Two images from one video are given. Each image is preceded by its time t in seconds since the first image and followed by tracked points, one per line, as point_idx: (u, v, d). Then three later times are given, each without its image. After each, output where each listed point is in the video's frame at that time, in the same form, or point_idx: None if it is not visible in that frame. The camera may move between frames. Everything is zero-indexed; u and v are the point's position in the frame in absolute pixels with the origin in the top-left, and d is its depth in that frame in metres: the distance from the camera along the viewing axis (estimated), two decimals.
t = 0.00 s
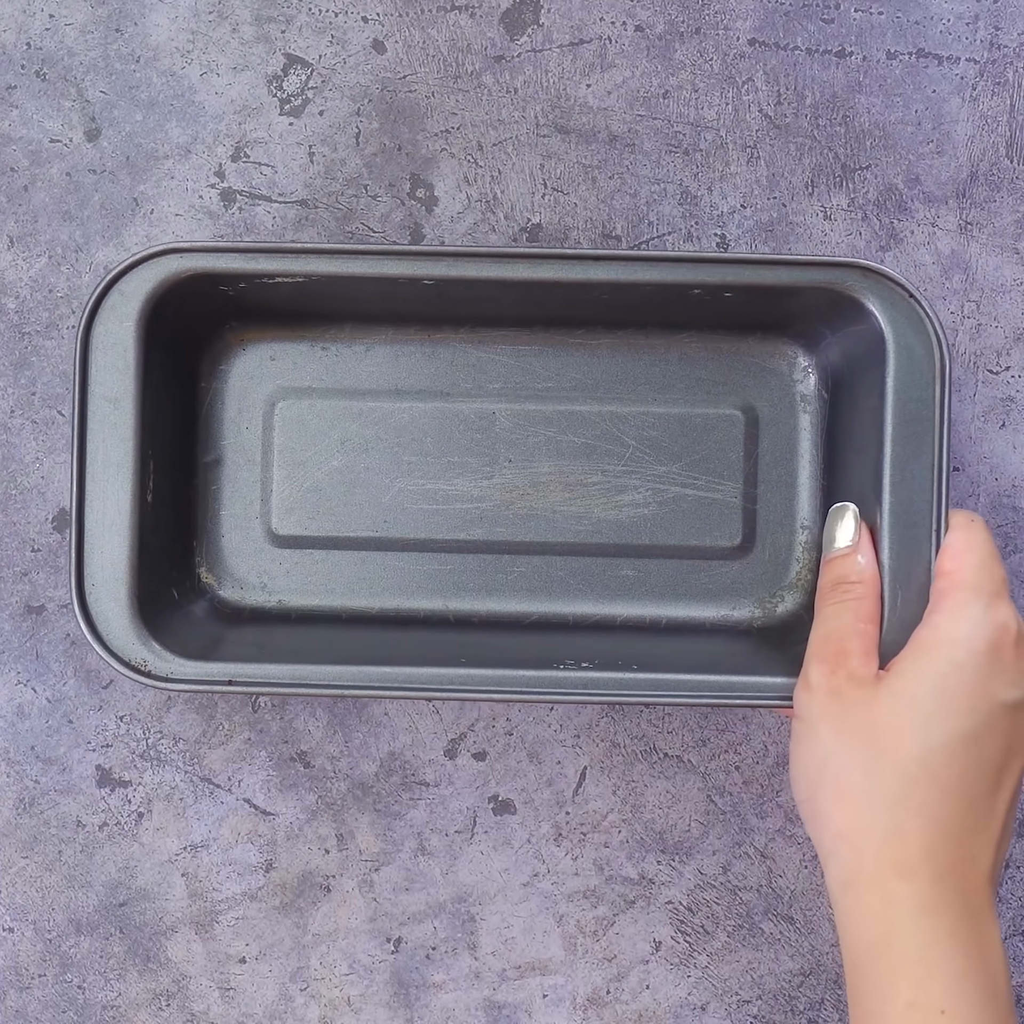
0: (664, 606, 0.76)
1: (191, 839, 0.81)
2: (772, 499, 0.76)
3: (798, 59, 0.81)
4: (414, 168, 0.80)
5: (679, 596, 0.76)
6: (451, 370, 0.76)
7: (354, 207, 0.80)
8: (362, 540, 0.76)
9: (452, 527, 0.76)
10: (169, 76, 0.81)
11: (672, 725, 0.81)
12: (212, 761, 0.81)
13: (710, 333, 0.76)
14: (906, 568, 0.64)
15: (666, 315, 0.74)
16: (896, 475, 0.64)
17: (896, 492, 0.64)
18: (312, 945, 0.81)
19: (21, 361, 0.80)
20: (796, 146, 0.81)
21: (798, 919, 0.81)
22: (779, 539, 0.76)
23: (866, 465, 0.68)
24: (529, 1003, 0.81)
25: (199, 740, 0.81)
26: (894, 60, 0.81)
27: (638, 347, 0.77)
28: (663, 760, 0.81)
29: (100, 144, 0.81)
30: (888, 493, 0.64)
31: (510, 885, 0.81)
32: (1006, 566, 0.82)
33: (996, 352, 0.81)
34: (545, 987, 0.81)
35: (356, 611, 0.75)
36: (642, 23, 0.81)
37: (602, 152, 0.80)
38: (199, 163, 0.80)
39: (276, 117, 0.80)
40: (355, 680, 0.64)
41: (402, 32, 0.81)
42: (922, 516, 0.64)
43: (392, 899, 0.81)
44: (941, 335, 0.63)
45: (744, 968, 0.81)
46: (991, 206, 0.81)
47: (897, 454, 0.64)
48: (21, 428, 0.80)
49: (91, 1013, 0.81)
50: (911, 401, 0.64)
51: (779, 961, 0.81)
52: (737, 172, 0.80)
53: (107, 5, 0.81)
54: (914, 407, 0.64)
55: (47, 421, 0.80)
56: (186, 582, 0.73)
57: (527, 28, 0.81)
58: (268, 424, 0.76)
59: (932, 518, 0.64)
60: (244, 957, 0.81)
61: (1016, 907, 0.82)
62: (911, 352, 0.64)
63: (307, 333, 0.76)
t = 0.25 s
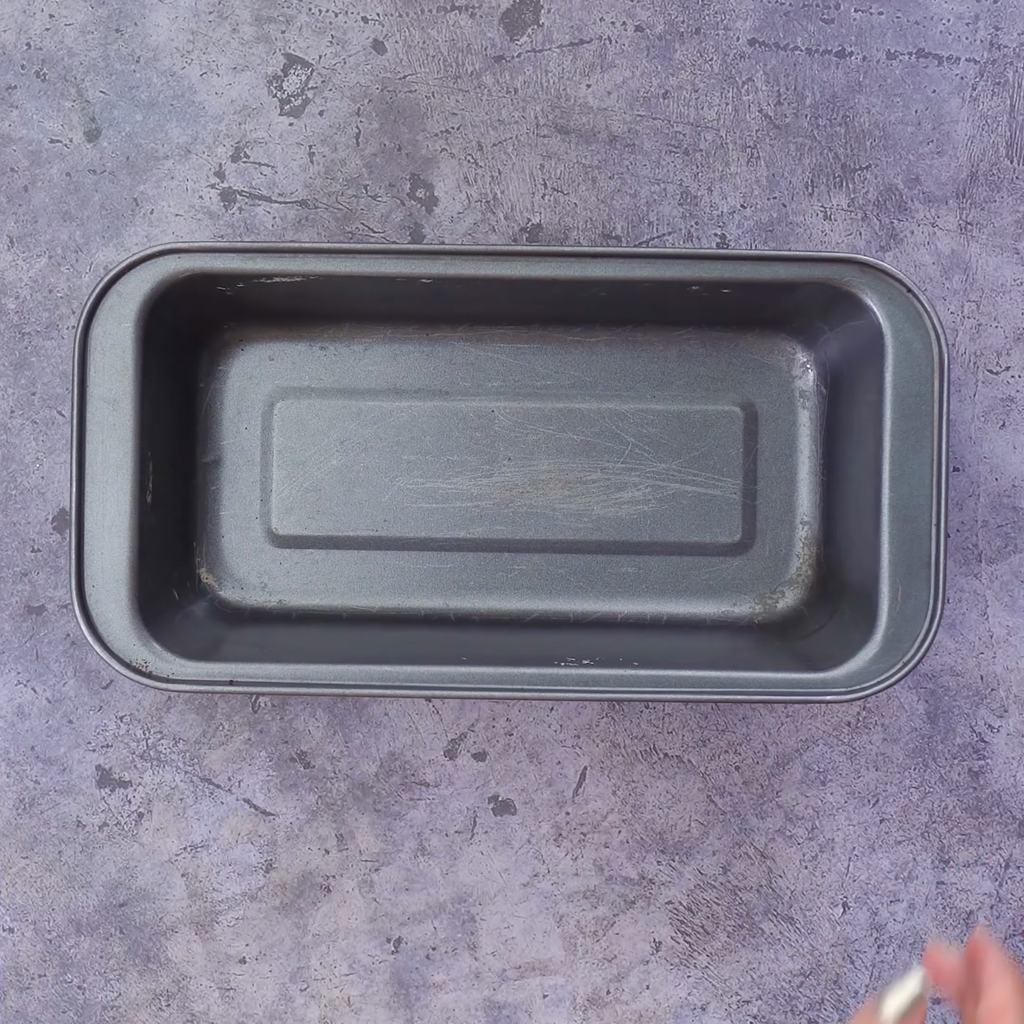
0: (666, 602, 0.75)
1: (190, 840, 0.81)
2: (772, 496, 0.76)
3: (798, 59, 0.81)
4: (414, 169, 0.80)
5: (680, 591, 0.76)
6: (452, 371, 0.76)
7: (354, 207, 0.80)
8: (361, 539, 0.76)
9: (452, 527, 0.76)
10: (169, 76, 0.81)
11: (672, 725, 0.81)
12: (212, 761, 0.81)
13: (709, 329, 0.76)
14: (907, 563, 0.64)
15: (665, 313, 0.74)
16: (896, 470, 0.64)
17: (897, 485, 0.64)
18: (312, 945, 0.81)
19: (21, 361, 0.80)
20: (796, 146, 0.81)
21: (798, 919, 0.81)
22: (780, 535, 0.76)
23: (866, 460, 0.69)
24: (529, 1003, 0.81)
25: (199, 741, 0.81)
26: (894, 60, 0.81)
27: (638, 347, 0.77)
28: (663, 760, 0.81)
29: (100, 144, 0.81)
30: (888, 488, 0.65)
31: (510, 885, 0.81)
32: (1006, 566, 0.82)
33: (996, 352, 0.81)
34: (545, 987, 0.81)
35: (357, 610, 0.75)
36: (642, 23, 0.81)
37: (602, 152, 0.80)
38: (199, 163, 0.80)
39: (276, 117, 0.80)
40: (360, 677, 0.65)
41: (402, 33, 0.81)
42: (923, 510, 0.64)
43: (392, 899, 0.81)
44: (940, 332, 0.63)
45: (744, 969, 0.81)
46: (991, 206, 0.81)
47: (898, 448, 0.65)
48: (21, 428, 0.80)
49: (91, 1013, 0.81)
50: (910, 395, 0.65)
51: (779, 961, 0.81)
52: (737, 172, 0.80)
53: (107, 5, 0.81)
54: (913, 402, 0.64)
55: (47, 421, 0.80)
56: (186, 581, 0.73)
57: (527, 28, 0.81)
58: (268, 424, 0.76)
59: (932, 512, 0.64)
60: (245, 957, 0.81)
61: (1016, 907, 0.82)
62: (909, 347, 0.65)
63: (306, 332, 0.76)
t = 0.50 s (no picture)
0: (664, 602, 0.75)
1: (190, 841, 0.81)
2: (771, 496, 0.76)
3: (798, 59, 0.81)
4: (414, 168, 0.80)
5: (679, 591, 0.76)
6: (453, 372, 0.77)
7: (354, 207, 0.80)
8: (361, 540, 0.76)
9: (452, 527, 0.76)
10: (169, 76, 0.81)
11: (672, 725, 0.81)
12: (212, 762, 0.81)
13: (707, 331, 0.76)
14: (908, 562, 0.64)
15: (664, 314, 0.74)
16: (896, 468, 0.64)
17: (897, 485, 0.64)
18: (312, 945, 0.81)
19: (21, 361, 0.80)
20: (796, 146, 0.81)
21: (798, 918, 0.81)
22: (779, 535, 0.76)
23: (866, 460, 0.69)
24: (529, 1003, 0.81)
25: (199, 741, 0.81)
26: (893, 60, 0.82)
27: (638, 348, 0.77)
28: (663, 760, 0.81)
29: (100, 144, 0.80)
30: (889, 487, 0.65)
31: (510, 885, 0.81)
32: (1006, 566, 0.82)
33: (996, 352, 0.81)
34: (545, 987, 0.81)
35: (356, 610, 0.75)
36: (642, 23, 0.81)
37: (601, 152, 0.81)
38: (199, 163, 0.80)
39: (276, 117, 0.80)
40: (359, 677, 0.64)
41: (402, 32, 0.81)
42: (923, 508, 0.64)
43: (392, 899, 0.81)
44: (940, 330, 0.63)
45: (745, 969, 0.81)
46: (991, 206, 0.81)
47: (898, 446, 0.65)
48: (21, 428, 0.80)
49: (90, 1013, 0.81)
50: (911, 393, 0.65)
51: (779, 961, 0.81)
52: (737, 172, 0.81)
53: (107, 5, 0.81)
54: (913, 401, 0.64)
55: (47, 421, 0.80)
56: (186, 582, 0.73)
57: (527, 28, 0.81)
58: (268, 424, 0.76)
59: (933, 511, 0.64)
60: (245, 957, 0.81)
61: (1016, 907, 0.82)
62: (909, 346, 0.65)
63: (306, 331, 0.76)
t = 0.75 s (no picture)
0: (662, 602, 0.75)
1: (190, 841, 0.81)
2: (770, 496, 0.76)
3: (798, 59, 0.81)
4: (414, 168, 0.80)
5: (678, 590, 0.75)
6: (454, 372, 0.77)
7: (354, 207, 0.80)
8: (360, 540, 0.76)
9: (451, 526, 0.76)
10: (169, 76, 0.81)
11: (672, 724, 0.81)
12: (212, 761, 0.81)
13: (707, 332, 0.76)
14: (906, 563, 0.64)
15: (665, 313, 0.74)
16: (896, 467, 0.64)
17: (896, 485, 0.64)
18: (312, 945, 0.81)
19: (22, 361, 0.80)
20: (796, 146, 0.81)
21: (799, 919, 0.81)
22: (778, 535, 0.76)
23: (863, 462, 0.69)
24: (529, 1003, 0.81)
25: (199, 741, 0.81)
26: (894, 60, 0.81)
27: (638, 348, 0.77)
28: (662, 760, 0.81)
29: (100, 144, 0.81)
30: (888, 487, 0.65)
31: (509, 885, 0.81)
32: (1006, 566, 0.82)
33: (997, 352, 0.81)
34: (545, 987, 0.81)
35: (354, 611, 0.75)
36: (642, 23, 0.81)
37: (601, 152, 0.80)
38: (199, 163, 0.80)
39: (276, 117, 0.80)
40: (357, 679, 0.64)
41: (402, 32, 0.81)
42: (922, 508, 0.64)
43: (392, 899, 0.81)
44: (939, 328, 0.64)
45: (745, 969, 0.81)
46: (991, 206, 0.81)
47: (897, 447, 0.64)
48: (21, 428, 0.80)
49: (90, 1013, 0.81)
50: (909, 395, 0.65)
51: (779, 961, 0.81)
52: (737, 172, 0.80)
53: (107, 5, 0.81)
54: (912, 401, 0.64)
55: (47, 421, 0.80)
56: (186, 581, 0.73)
57: (527, 28, 0.81)
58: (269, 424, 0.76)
59: (933, 512, 0.64)
60: (245, 957, 0.81)
61: (1017, 907, 0.82)
62: (908, 345, 0.65)
63: (305, 330, 0.76)
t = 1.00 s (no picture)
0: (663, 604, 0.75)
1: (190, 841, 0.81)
2: (770, 494, 0.76)
3: (798, 59, 0.81)
4: (414, 168, 0.80)
5: (677, 589, 0.75)
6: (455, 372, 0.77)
7: (354, 207, 0.80)
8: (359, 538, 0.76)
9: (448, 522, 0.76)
10: (169, 77, 0.81)
11: (672, 725, 0.81)
12: (212, 762, 0.81)
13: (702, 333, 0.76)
14: (908, 559, 0.64)
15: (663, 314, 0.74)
16: (896, 465, 0.65)
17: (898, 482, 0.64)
18: (312, 945, 0.81)
19: (22, 361, 0.80)
20: (796, 146, 0.81)
21: (798, 919, 0.81)
22: (778, 533, 0.76)
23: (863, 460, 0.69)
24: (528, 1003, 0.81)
25: (199, 741, 0.81)
26: (894, 60, 0.82)
27: (638, 348, 0.77)
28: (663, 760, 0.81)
29: (100, 144, 0.80)
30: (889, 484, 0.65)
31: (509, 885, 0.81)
32: (1006, 566, 0.82)
33: (996, 352, 0.81)
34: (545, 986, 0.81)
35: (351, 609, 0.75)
36: (642, 23, 0.81)
37: (601, 152, 0.81)
38: (199, 163, 0.80)
39: (276, 117, 0.80)
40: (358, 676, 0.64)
41: (402, 32, 0.81)
42: (922, 507, 0.64)
43: (392, 899, 0.81)
44: (939, 328, 0.64)
45: (745, 969, 0.81)
46: (991, 206, 0.81)
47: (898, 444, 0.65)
48: (21, 428, 0.80)
49: (90, 1014, 0.81)
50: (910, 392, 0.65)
51: (780, 960, 0.81)
52: (737, 172, 0.81)
53: (107, 5, 0.81)
54: (912, 397, 0.64)
55: (47, 421, 0.80)
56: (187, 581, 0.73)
57: (527, 28, 0.81)
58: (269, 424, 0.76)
59: (933, 508, 0.64)
60: (245, 957, 0.81)
61: (1016, 907, 0.82)
62: (908, 345, 0.65)
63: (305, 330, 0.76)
